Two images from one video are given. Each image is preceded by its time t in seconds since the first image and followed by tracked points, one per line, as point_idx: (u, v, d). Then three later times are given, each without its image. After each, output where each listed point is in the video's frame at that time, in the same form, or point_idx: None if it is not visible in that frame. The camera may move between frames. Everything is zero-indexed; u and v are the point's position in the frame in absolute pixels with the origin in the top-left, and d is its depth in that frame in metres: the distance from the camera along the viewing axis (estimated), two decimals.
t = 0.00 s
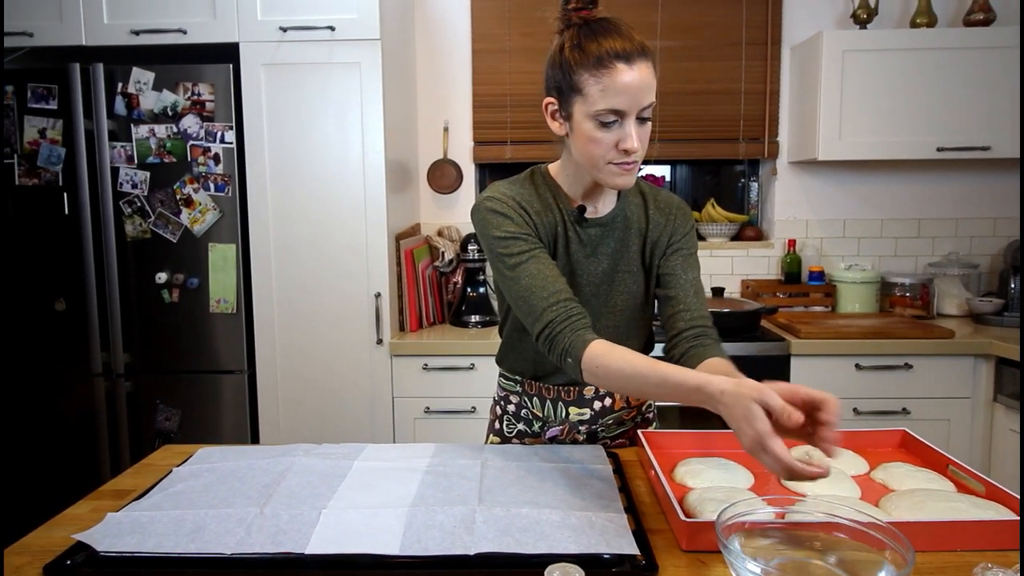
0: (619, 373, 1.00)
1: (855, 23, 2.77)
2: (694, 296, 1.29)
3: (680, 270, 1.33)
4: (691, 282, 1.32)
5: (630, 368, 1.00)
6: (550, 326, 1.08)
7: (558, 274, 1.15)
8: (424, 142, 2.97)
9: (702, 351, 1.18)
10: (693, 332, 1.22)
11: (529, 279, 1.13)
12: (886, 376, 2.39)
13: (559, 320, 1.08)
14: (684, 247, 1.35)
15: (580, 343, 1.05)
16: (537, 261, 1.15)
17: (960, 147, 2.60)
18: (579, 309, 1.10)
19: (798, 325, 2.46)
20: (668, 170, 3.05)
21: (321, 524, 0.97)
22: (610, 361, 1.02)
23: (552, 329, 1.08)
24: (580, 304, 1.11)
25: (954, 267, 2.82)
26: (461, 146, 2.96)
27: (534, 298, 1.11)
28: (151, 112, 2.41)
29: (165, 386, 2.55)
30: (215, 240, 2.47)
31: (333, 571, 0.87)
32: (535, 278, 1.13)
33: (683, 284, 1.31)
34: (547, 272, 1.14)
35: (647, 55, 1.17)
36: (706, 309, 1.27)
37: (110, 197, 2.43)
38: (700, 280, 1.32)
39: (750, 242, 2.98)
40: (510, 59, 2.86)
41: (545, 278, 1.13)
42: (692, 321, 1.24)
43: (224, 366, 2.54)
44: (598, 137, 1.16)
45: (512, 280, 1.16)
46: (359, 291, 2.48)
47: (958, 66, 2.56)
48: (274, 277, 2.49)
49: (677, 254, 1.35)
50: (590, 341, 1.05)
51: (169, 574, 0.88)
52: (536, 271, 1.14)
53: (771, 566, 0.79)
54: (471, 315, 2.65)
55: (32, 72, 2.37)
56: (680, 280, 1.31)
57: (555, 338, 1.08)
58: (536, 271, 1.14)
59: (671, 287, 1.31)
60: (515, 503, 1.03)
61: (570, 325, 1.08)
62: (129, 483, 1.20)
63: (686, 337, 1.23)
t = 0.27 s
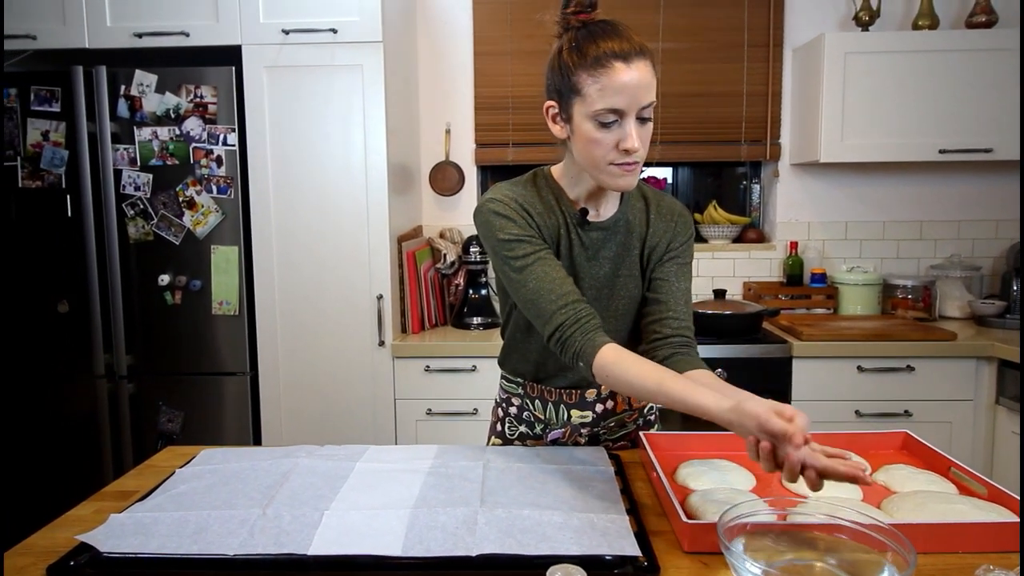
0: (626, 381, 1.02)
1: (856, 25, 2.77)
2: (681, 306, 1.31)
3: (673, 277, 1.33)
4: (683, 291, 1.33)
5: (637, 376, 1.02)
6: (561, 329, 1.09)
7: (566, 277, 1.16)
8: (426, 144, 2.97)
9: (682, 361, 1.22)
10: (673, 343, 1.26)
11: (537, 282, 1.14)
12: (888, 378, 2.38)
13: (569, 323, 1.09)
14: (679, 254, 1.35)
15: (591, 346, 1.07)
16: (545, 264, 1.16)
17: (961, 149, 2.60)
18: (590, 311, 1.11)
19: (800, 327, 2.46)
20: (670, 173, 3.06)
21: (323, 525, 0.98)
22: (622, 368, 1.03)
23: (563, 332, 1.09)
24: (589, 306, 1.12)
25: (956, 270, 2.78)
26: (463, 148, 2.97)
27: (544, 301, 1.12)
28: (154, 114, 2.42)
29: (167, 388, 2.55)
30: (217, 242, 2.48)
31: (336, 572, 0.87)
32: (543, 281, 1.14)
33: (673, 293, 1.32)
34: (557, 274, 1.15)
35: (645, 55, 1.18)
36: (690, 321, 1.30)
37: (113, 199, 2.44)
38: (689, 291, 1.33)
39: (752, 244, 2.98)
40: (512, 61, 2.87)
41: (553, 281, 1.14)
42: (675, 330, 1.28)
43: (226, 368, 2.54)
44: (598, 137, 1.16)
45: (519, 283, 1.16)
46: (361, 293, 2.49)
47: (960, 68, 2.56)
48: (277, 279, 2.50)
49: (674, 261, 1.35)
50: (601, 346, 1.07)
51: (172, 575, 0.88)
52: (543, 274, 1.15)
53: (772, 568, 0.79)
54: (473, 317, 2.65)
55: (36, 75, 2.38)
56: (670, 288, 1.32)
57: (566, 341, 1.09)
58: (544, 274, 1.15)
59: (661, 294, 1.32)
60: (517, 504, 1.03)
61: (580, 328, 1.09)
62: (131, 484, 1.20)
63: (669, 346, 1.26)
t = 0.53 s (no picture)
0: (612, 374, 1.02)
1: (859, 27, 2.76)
2: (694, 299, 1.31)
3: (682, 273, 1.34)
4: (692, 286, 1.33)
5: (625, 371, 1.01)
6: (540, 334, 1.09)
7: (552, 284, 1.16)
8: (428, 145, 2.97)
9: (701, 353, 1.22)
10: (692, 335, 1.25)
11: (523, 287, 1.15)
12: (890, 380, 2.38)
13: (550, 329, 1.09)
14: (685, 251, 1.36)
15: (570, 351, 1.06)
16: (533, 270, 1.17)
17: (963, 152, 2.60)
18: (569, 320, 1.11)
19: (802, 329, 2.46)
20: (672, 174, 3.06)
21: (325, 525, 0.98)
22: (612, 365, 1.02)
23: (542, 337, 1.09)
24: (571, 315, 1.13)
25: (959, 271, 2.80)
26: (465, 149, 2.97)
27: (527, 305, 1.12)
28: (157, 114, 2.42)
29: (169, 389, 2.55)
30: (220, 242, 2.48)
31: (337, 573, 0.87)
32: (529, 286, 1.14)
33: (686, 288, 1.32)
34: (541, 281, 1.16)
35: (649, 57, 1.18)
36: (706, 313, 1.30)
37: (115, 200, 2.44)
38: (700, 283, 1.34)
39: (754, 245, 2.98)
40: (514, 62, 2.87)
41: (538, 287, 1.14)
42: (691, 323, 1.27)
43: (228, 369, 2.55)
44: (599, 137, 1.17)
45: (507, 286, 1.17)
46: (363, 294, 2.49)
47: (962, 70, 2.56)
48: (278, 280, 2.50)
49: (679, 257, 1.35)
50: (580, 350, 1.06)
51: None
52: (531, 279, 1.15)
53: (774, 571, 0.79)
54: (475, 318, 2.65)
55: (39, 75, 2.39)
56: (681, 283, 1.33)
57: (544, 346, 1.09)
58: (531, 279, 1.15)
59: (673, 289, 1.33)
60: (518, 506, 1.03)
61: (560, 334, 1.09)
62: (133, 484, 1.20)
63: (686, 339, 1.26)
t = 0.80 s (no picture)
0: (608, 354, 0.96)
1: (861, 29, 2.76)
2: (705, 275, 1.30)
3: (683, 255, 1.34)
4: (698, 264, 1.33)
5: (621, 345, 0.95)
6: (538, 299, 1.05)
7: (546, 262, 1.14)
8: (429, 145, 2.97)
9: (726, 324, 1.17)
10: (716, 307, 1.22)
11: (517, 264, 1.12)
12: (892, 382, 2.38)
13: (546, 295, 1.05)
14: (681, 236, 1.36)
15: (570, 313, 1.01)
16: (527, 249, 1.15)
17: (965, 154, 2.60)
18: (568, 290, 1.07)
19: (803, 331, 2.45)
20: (673, 175, 3.06)
21: (325, 526, 0.98)
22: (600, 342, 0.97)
23: (540, 303, 1.04)
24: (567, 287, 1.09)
25: (960, 274, 2.79)
26: (467, 150, 2.97)
27: (522, 280, 1.09)
28: (159, 115, 2.42)
29: (170, 389, 2.55)
30: (221, 243, 2.49)
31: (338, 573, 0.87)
32: (523, 264, 1.12)
33: (692, 267, 1.32)
34: (535, 259, 1.13)
35: (653, 71, 1.18)
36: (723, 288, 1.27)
37: (117, 200, 2.45)
38: (706, 261, 1.34)
39: (755, 247, 2.98)
40: (516, 63, 2.87)
41: (532, 264, 1.12)
42: (708, 301, 1.24)
43: (229, 369, 2.55)
44: (597, 145, 1.18)
45: (501, 267, 1.14)
46: (364, 295, 2.49)
47: (964, 72, 2.56)
48: (279, 280, 2.50)
49: (674, 245, 1.35)
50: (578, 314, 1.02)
51: None
52: (524, 257, 1.13)
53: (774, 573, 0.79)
54: (476, 319, 2.65)
55: (40, 76, 2.39)
56: (686, 264, 1.33)
57: (541, 311, 1.04)
58: (525, 258, 1.13)
59: (681, 272, 1.33)
60: (519, 506, 1.03)
61: (557, 300, 1.04)
62: (135, 484, 1.20)
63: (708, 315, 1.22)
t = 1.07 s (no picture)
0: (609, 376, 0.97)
1: (861, 27, 2.76)
2: (708, 277, 1.25)
3: (685, 257, 1.31)
4: (701, 267, 1.28)
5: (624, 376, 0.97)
6: (542, 311, 1.05)
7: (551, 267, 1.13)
8: (429, 144, 2.97)
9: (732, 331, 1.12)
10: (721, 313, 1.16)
11: (522, 270, 1.11)
12: (893, 381, 2.37)
13: (551, 306, 1.05)
14: (684, 237, 1.34)
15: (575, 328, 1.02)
16: (532, 254, 1.14)
17: (966, 151, 2.59)
18: (572, 300, 1.08)
19: (803, 329, 2.45)
20: (674, 174, 3.05)
21: (325, 525, 0.98)
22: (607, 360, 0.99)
23: (544, 313, 1.05)
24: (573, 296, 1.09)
25: (962, 271, 2.79)
26: (467, 149, 2.97)
27: (528, 287, 1.09)
28: (158, 115, 2.42)
29: (170, 389, 2.55)
30: (221, 242, 2.48)
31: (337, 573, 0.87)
32: (528, 269, 1.12)
33: (694, 268, 1.28)
34: (540, 265, 1.13)
35: (658, 61, 1.18)
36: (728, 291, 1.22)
37: (117, 200, 2.45)
38: (709, 262, 1.30)
39: (756, 245, 2.98)
40: (516, 62, 2.87)
41: (537, 270, 1.11)
42: (711, 304, 1.19)
43: (229, 369, 2.55)
44: (604, 133, 1.17)
45: (505, 272, 1.14)
46: (364, 294, 2.49)
47: (964, 70, 2.56)
48: (279, 280, 2.50)
49: (677, 246, 1.33)
50: (584, 337, 1.02)
51: None
52: (529, 263, 1.13)
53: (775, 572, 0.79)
54: (477, 318, 2.65)
55: (40, 76, 2.39)
56: (688, 267, 1.29)
57: (545, 322, 1.05)
58: (529, 263, 1.13)
59: (683, 274, 1.29)
60: (519, 506, 1.03)
61: (563, 311, 1.05)
62: (134, 485, 1.20)
63: (713, 320, 1.16)
